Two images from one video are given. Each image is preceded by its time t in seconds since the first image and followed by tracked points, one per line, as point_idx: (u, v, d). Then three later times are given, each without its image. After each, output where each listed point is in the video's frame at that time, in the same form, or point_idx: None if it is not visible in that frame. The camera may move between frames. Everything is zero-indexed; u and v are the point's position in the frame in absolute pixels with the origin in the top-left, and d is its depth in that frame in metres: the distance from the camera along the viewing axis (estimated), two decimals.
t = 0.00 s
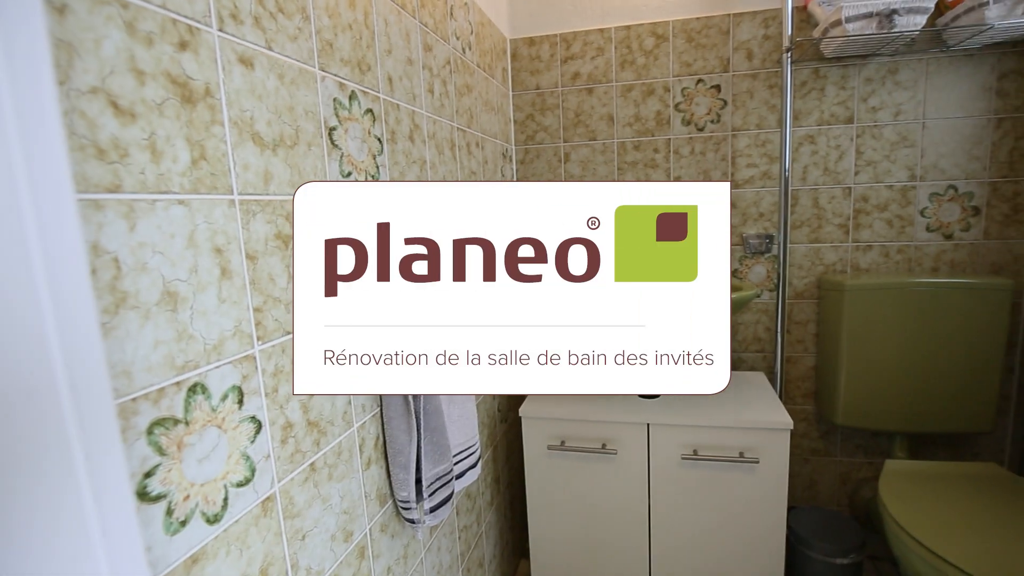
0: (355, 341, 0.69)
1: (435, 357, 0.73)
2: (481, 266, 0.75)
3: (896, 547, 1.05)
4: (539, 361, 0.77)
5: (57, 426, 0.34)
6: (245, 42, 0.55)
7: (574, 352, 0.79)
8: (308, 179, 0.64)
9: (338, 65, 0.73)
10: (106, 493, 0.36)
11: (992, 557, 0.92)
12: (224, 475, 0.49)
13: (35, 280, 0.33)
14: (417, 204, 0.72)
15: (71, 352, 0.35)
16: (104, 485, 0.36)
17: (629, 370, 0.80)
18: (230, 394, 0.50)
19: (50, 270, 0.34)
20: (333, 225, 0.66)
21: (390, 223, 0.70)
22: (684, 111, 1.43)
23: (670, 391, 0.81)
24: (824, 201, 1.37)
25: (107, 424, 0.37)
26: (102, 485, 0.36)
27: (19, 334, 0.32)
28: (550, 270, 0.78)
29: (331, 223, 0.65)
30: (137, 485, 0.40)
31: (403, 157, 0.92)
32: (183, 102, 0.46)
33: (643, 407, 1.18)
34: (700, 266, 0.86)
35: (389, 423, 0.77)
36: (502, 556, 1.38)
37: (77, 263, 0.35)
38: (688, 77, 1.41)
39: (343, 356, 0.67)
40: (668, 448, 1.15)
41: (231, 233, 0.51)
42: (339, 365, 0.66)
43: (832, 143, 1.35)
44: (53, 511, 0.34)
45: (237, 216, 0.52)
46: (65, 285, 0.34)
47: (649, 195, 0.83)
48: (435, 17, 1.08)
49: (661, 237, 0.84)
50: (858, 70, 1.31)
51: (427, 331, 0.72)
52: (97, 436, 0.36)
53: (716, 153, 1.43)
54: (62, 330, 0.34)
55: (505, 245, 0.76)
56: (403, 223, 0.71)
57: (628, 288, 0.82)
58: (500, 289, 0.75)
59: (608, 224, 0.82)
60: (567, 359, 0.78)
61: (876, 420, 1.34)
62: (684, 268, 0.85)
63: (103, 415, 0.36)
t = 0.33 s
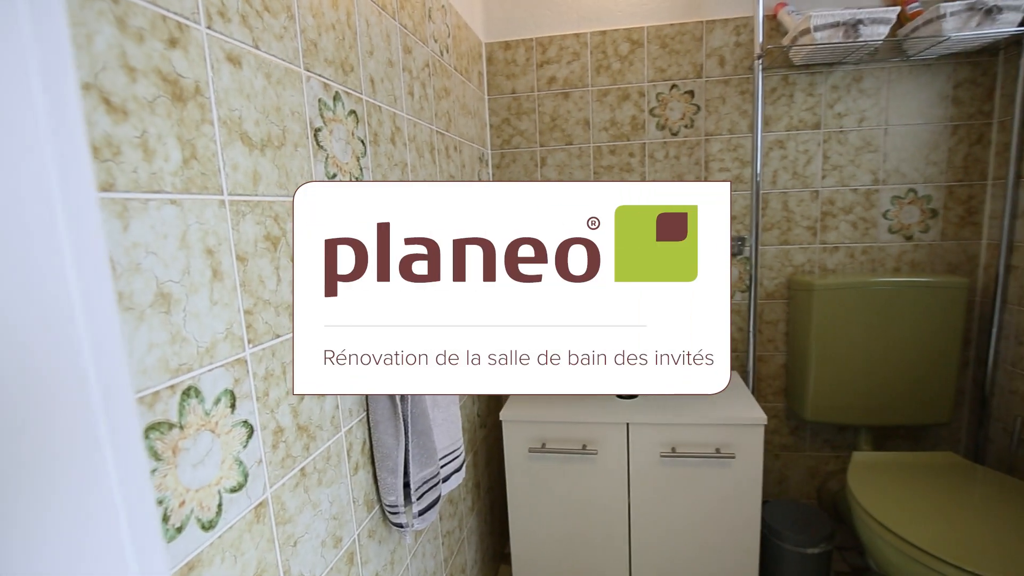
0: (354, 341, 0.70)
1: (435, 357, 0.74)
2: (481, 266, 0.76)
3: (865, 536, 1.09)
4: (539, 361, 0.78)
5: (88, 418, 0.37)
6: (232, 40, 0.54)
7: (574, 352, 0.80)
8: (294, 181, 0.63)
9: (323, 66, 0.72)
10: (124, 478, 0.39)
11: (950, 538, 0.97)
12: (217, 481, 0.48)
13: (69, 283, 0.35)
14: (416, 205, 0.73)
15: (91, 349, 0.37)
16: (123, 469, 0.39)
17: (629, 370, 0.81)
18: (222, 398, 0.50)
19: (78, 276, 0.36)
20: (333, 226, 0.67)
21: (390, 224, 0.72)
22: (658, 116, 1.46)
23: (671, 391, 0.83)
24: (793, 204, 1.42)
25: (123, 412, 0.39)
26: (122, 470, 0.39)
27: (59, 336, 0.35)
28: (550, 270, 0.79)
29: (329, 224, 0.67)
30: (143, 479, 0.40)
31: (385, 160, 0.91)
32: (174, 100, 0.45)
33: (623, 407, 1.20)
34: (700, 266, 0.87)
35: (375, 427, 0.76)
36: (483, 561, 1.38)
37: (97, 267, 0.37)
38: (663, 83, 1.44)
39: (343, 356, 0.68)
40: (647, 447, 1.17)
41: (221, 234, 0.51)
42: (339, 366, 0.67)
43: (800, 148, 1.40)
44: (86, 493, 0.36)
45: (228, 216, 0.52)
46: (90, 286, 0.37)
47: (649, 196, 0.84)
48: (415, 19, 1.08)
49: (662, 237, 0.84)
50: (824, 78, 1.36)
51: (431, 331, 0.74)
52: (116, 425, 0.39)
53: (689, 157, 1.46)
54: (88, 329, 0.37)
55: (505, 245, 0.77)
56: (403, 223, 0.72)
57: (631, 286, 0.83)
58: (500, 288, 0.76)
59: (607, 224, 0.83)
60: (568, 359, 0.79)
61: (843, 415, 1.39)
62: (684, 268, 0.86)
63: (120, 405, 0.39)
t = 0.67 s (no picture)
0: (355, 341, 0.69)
1: (435, 357, 0.71)
2: (481, 266, 0.72)
3: (835, 525, 1.14)
4: (539, 362, 0.73)
5: (103, 424, 0.38)
6: (220, 39, 0.53)
7: (573, 352, 0.73)
8: (279, 182, 0.61)
9: (306, 66, 0.70)
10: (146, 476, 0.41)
11: (913, 521, 1.02)
12: (209, 490, 0.47)
13: (96, 273, 0.37)
14: (416, 203, 0.70)
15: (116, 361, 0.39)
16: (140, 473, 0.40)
17: (629, 371, 0.74)
18: (213, 405, 0.48)
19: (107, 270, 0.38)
20: (333, 225, 0.67)
21: (391, 223, 0.69)
22: (632, 120, 1.49)
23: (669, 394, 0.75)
24: (761, 207, 1.47)
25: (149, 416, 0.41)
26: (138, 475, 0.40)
27: (84, 320, 0.37)
28: (550, 270, 0.73)
29: (328, 223, 0.66)
30: (160, 473, 0.42)
31: (366, 162, 0.88)
32: (164, 99, 0.44)
33: (602, 408, 1.21)
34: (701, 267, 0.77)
35: (360, 432, 0.75)
36: (462, 565, 1.37)
37: (124, 259, 0.39)
38: (636, 88, 1.47)
39: (343, 356, 0.67)
40: (626, 446, 1.18)
41: (211, 237, 0.49)
42: (339, 366, 0.67)
43: (768, 152, 1.44)
44: (104, 491, 0.38)
45: (217, 218, 0.50)
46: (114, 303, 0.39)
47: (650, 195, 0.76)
48: (392, 20, 1.04)
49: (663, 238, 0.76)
50: (790, 85, 1.41)
51: (429, 331, 0.70)
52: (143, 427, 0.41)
53: (662, 161, 1.50)
54: (109, 340, 0.38)
55: (506, 245, 0.72)
56: (403, 222, 0.69)
57: (630, 288, 0.75)
58: (500, 289, 0.72)
59: (608, 225, 0.76)
60: (567, 359, 0.73)
61: (811, 411, 1.44)
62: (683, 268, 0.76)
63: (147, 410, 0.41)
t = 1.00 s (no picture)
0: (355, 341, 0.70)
1: (435, 357, 0.72)
2: (481, 266, 0.73)
3: (802, 515, 1.18)
4: (539, 361, 0.74)
5: (124, 412, 0.38)
6: (204, 37, 0.51)
7: (573, 352, 0.75)
8: (262, 185, 0.60)
9: (287, 67, 0.68)
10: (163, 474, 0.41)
11: (871, 507, 1.08)
12: (198, 500, 0.46)
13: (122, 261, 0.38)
14: (417, 205, 0.71)
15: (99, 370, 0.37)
16: (142, 479, 0.39)
17: (629, 371, 0.76)
18: (201, 413, 0.47)
19: (129, 258, 0.39)
20: (332, 226, 0.68)
21: (390, 223, 0.71)
22: (603, 124, 1.51)
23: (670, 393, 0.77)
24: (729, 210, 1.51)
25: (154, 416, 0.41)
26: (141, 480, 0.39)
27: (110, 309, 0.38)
28: (550, 270, 0.75)
29: (331, 223, 0.68)
30: (173, 454, 0.43)
31: (344, 163, 0.85)
32: (149, 99, 0.43)
33: (578, 409, 1.23)
34: (701, 266, 0.80)
35: (343, 438, 0.74)
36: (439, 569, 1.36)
37: (142, 250, 0.40)
38: (607, 92, 1.49)
39: (343, 356, 0.68)
40: (602, 445, 1.20)
41: (197, 240, 0.48)
42: (339, 366, 0.68)
43: (735, 157, 1.49)
44: (119, 489, 0.38)
45: (202, 222, 0.49)
46: (91, 312, 0.36)
47: (651, 195, 0.80)
48: (368, 19, 1.00)
49: (663, 238, 0.79)
50: (755, 92, 1.46)
51: (427, 331, 0.71)
52: (146, 430, 0.40)
53: (633, 164, 1.52)
54: (130, 326, 0.39)
55: (505, 244, 0.74)
56: (403, 222, 0.71)
57: (629, 288, 0.77)
58: (500, 289, 0.73)
59: (608, 224, 0.78)
60: (568, 359, 0.75)
61: (777, 407, 1.49)
62: (683, 268, 0.79)
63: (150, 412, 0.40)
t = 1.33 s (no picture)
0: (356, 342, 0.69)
1: (436, 357, 0.70)
2: (481, 266, 0.71)
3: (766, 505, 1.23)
4: (539, 361, 0.73)
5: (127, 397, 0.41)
6: (179, 37, 0.50)
7: (574, 352, 0.73)
8: (238, 188, 0.59)
9: (262, 67, 0.66)
10: (163, 460, 0.43)
11: (828, 499, 1.14)
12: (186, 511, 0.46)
13: (122, 260, 0.40)
14: (417, 204, 0.70)
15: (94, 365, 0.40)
16: (138, 469, 0.42)
17: (626, 370, 0.74)
18: (182, 422, 0.46)
19: (132, 257, 0.40)
20: (334, 226, 0.67)
21: (391, 223, 0.69)
22: (573, 126, 1.52)
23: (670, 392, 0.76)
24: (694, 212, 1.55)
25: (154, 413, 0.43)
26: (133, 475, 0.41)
27: (112, 303, 0.40)
28: (550, 270, 0.73)
29: (331, 223, 0.67)
30: (174, 445, 0.45)
31: (318, 165, 0.83)
32: (128, 101, 0.42)
33: (552, 410, 1.24)
34: (701, 265, 0.76)
35: (321, 443, 0.73)
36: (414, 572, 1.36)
37: (144, 249, 0.42)
38: (577, 95, 1.50)
39: (343, 357, 0.68)
40: (574, 445, 1.22)
41: (175, 246, 0.47)
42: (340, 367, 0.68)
43: (700, 161, 1.53)
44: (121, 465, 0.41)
45: (181, 227, 0.48)
46: (92, 305, 0.39)
47: (651, 193, 0.76)
48: (339, 18, 0.96)
49: (663, 238, 0.76)
50: (719, 98, 1.51)
51: (427, 332, 0.70)
52: (148, 417, 0.42)
53: (602, 166, 1.55)
54: (135, 321, 0.41)
55: (505, 244, 0.72)
56: (403, 222, 0.69)
57: (630, 288, 0.74)
58: (501, 289, 0.71)
59: (608, 224, 0.75)
60: (568, 359, 0.73)
61: (740, 403, 1.54)
62: (683, 268, 0.76)
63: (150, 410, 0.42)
